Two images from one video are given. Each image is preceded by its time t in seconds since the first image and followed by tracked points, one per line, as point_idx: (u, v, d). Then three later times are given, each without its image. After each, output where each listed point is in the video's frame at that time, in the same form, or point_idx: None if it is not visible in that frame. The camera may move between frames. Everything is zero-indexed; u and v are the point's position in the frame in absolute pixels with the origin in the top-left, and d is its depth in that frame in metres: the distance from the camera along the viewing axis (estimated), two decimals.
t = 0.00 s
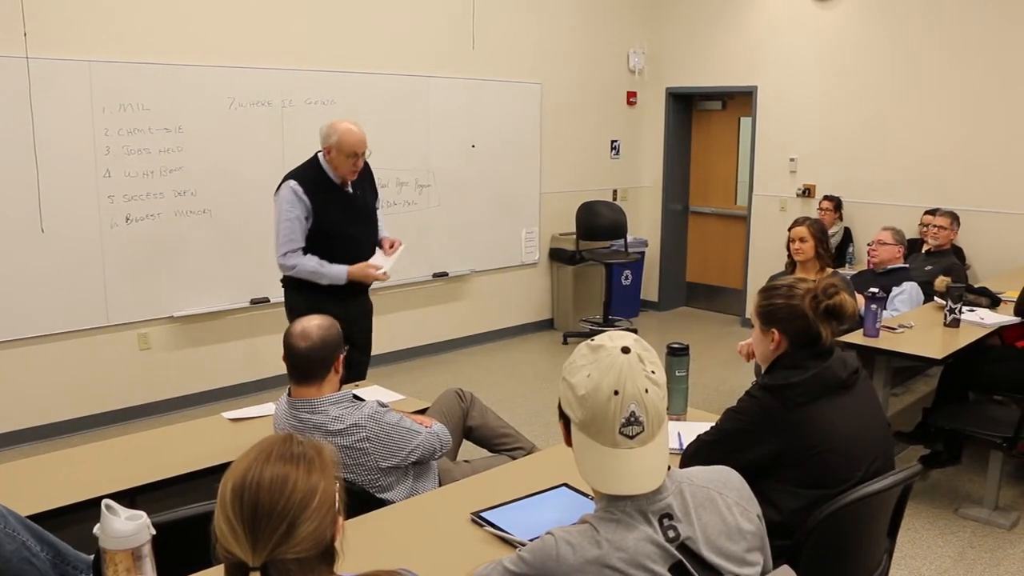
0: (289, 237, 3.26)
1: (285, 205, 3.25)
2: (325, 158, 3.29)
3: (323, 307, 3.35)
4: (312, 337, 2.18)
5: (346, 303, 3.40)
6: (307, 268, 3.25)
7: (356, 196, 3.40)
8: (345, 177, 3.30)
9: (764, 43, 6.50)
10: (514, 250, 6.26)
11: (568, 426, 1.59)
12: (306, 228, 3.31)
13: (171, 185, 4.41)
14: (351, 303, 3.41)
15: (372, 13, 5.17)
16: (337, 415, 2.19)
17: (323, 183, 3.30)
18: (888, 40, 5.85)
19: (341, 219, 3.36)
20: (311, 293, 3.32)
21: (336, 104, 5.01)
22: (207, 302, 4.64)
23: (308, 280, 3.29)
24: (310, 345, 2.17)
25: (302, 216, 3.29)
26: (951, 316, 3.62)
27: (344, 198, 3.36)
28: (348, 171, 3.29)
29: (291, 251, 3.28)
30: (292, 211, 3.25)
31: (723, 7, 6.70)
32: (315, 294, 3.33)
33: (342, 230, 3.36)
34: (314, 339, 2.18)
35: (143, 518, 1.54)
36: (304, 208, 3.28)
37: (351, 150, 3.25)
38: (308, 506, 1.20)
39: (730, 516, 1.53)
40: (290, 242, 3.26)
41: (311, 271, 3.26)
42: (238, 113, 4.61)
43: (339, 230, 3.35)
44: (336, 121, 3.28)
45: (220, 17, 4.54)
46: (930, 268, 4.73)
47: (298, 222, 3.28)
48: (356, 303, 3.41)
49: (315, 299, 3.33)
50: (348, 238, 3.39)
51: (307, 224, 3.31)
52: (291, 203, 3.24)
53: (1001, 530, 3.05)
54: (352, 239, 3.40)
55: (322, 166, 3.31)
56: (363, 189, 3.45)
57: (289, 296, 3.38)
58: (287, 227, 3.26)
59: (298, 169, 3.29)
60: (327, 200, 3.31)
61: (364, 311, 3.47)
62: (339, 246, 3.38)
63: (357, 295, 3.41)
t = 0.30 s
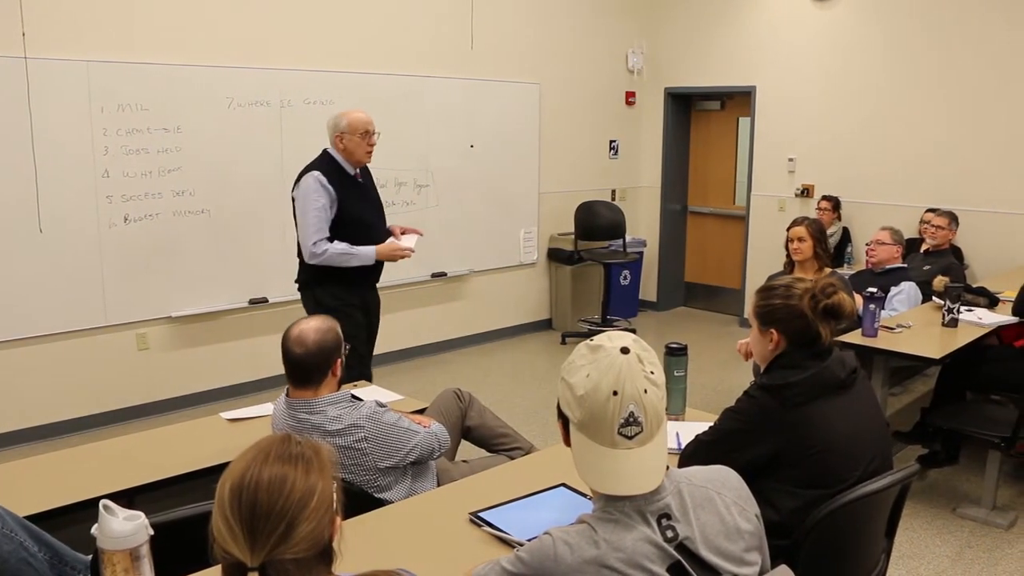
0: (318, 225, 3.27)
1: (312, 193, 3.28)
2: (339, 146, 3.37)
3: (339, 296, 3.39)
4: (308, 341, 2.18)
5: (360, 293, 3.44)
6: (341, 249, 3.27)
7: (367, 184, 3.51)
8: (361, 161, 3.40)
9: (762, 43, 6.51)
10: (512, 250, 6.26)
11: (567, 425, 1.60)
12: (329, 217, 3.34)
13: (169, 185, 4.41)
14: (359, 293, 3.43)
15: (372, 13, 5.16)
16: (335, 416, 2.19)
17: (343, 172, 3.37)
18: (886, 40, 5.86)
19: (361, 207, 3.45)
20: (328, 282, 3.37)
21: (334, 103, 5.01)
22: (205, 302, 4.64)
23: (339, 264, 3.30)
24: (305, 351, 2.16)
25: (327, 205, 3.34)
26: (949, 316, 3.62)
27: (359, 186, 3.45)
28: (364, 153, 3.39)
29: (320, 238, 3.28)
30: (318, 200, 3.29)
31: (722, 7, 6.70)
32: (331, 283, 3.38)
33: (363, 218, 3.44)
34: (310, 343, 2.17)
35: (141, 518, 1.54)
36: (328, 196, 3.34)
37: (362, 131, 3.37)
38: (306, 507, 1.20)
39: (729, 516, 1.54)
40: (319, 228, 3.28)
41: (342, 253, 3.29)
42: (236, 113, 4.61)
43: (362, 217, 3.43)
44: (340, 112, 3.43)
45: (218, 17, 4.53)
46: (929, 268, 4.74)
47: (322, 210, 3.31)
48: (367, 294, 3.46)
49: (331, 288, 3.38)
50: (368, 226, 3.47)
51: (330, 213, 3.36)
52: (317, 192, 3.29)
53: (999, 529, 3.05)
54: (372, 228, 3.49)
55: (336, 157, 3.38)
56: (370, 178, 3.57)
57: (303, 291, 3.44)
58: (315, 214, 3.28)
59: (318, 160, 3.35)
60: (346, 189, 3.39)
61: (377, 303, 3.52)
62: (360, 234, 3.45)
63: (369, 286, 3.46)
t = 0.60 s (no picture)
0: (318, 225, 3.23)
1: (313, 192, 3.23)
2: (335, 146, 3.34)
3: (334, 298, 3.35)
4: (276, 347, 2.15)
5: (354, 293, 3.41)
6: (340, 249, 3.25)
7: (360, 184, 3.49)
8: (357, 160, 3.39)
9: (730, 42, 6.54)
10: (483, 250, 6.26)
11: (537, 424, 1.61)
12: (327, 217, 3.30)
13: (136, 187, 4.36)
14: (347, 292, 3.39)
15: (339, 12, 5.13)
16: (305, 417, 2.17)
17: (339, 172, 3.34)
18: (853, 39, 5.90)
19: (357, 207, 3.42)
20: (322, 284, 3.34)
21: (302, 103, 4.98)
22: (175, 304, 4.61)
23: (336, 263, 3.27)
24: (274, 357, 2.14)
25: (326, 204, 3.30)
26: (915, 312, 3.66)
27: (354, 186, 3.42)
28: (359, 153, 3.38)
29: (320, 238, 3.24)
30: (318, 200, 3.25)
31: (690, 6, 6.73)
32: (326, 285, 3.35)
33: (358, 218, 3.42)
34: (278, 349, 2.15)
35: (106, 524, 1.52)
36: (327, 196, 3.30)
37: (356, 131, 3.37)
38: (273, 510, 1.19)
39: (697, 513, 1.55)
40: (319, 228, 3.23)
41: (339, 253, 3.26)
42: (204, 113, 4.57)
43: (358, 218, 3.41)
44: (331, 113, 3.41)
45: (181, 17, 4.46)
46: (896, 266, 4.80)
47: (322, 210, 3.27)
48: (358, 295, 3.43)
49: (326, 290, 3.35)
50: (362, 226, 3.45)
51: (328, 212, 3.32)
52: (318, 192, 3.24)
53: (963, 522, 3.10)
54: (366, 228, 3.47)
55: (333, 157, 3.34)
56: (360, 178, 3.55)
57: (296, 294, 3.40)
58: (316, 213, 3.23)
59: (317, 159, 3.30)
60: (343, 189, 3.36)
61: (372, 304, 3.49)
62: (353, 235, 3.43)
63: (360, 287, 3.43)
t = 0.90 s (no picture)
0: (316, 233, 3.19)
1: (311, 199, 3.19)
2: (335, 151, 3.30)
3: (338, 301, 3.32)
4: (237, 352, 2.13)
5: (357, 296, 3.39)
6: (338, 255, 3.21)
7: (363, 188, 3.44)
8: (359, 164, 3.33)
9: (692, 42, 6.60)
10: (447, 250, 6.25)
11: (501, 424, 1.61)
12: (327, 223, 3.27)
13: (96, 189, 4.30)
14: (350, 295, 3.36)
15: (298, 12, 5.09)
16: (269, 420, 2.16)
17: (341, 177, 3.29)
18: (814, 39, 5.98)
19: (359, 212, 3.38)
20: (326, 287, 3.31)
21: (265, 104, 4.95)
22: (138, 306, 4.56)
23: (335, 270, 3.24)
24: (235, 362, 2.11)
25: (326, 211, 3.26)
26: (875, 309, 3.71)
27: (356, 191, 3.38)
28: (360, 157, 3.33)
29: (318, 246, 3.20)
30: (317, 206, 3.21)
31: (652, 7, 6.77)
32: (331, 288, 3.32)
33: (360, 224, 3.38)
34: (239, 354, 2.12)
35: (67, 531, 1.50)
36: (326, 202, 3.25)
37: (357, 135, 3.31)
38: (236, 513, 1.18)
39: (662, 510, 1.56)
40: (317, 236, 3.20)
41: (337, 259, 3.23)
42: (165, 114, 4.52)
43: (360, 223, 3.37)
44: (331, 117, 3.36)
45: (137, 15, 4.40)
46: (856, 263, 4.88)
47: (322, 217, 3.23)
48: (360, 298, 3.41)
49: (332, 293, 3.32)
50: (365, 231, 3.41)
51: (328, 218, 3.28)
52: (317, 198, 3.20)
53: (924, 514, 3.14)
54: (370, 233, 3.43)
55: (333, 162, 3.30)
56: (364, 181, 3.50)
57: (299, 297, 3.34)
58: (314, 220, 3.19)
59: (316, 164, 3.26)
60: (344, 194, 3.31)
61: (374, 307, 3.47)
62: (356, 240, 3.39)
63: (362, 290, 3.41)
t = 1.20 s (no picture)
0: (310, 226, 3.11)
1: (302, 193, 3.12)
2: (325, 145, 3.21)
3: (332, 303, 3.25)
4: (197, 355, 2.11)
5: (352, 299, 3.31)
6: (335, 245, 3.13)
7: (357, 181, 3.35)
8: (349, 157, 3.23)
9: (657, 43, 6.66)
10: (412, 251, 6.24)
11: (464, 425, 1.61)
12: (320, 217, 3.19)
13: (54, 191, 4.23)
14: (345, 298, 3.28)
15: (265, 12, 5.08)
16: (233, 424, 2.14)
17: (331, 171, 3.20)
18: (778, 40, 6.08)
19: (353, 207, 3.30)
20: (321, 288, 3.24)
21: (228, 104, 4.91)
22: (100, 310, 4.50)
23: (334, 260, 3.15)
24: (195, 366, 2.10)
25: (317, 205, 3.18)
26: (838, 306, 3.75)
27: (348, 185, 3.29)
28: (352, 149, 3.22)
29: (313, 238, 3.12)
30: (308, 200, 3.13)
31: (616, 8, 6.84)
32: (324, 289, 3.24)
33: (353, 218, 3.30)
34: (199, 357, 2.10)
35: (25, 539, 1.47)
36: (317, 196, 3.18)
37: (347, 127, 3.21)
38: (194, 518, 1.16)
39: (628, 508, 1.57)
40: (311, 229, 3.12)
41: (334, 250, 3.14)
42: (126, 114, 4.46)
43: (354, 218, 3.29)
44: (321, 110, 3.27)
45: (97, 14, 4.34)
46: (819, 261, 4.96)
47: (314, 211, 3.15)
48: (356, 300, 3.32)
49: (326, 294, 3.24)
50: (359, 226, 3.33)
51: (321, 213, 3.21)
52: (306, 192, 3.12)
53: (886, 508, 3.18)
54: (365, 227, 3.35)
55: (323, 156, 3.20)
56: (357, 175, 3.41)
57: (292, 297, 3.27)
58: (307, 214, 3.12)
59: (307, 158, 3.18)
60: (336, 188, 3.23)
61: (371, 312, 3.38)
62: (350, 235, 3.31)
63: (358, 293, 3.33)
